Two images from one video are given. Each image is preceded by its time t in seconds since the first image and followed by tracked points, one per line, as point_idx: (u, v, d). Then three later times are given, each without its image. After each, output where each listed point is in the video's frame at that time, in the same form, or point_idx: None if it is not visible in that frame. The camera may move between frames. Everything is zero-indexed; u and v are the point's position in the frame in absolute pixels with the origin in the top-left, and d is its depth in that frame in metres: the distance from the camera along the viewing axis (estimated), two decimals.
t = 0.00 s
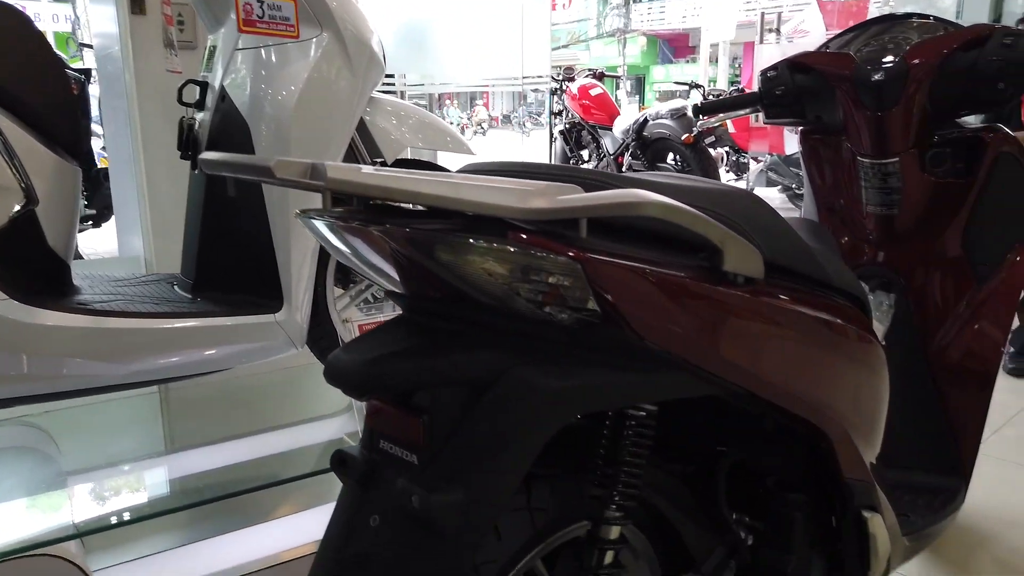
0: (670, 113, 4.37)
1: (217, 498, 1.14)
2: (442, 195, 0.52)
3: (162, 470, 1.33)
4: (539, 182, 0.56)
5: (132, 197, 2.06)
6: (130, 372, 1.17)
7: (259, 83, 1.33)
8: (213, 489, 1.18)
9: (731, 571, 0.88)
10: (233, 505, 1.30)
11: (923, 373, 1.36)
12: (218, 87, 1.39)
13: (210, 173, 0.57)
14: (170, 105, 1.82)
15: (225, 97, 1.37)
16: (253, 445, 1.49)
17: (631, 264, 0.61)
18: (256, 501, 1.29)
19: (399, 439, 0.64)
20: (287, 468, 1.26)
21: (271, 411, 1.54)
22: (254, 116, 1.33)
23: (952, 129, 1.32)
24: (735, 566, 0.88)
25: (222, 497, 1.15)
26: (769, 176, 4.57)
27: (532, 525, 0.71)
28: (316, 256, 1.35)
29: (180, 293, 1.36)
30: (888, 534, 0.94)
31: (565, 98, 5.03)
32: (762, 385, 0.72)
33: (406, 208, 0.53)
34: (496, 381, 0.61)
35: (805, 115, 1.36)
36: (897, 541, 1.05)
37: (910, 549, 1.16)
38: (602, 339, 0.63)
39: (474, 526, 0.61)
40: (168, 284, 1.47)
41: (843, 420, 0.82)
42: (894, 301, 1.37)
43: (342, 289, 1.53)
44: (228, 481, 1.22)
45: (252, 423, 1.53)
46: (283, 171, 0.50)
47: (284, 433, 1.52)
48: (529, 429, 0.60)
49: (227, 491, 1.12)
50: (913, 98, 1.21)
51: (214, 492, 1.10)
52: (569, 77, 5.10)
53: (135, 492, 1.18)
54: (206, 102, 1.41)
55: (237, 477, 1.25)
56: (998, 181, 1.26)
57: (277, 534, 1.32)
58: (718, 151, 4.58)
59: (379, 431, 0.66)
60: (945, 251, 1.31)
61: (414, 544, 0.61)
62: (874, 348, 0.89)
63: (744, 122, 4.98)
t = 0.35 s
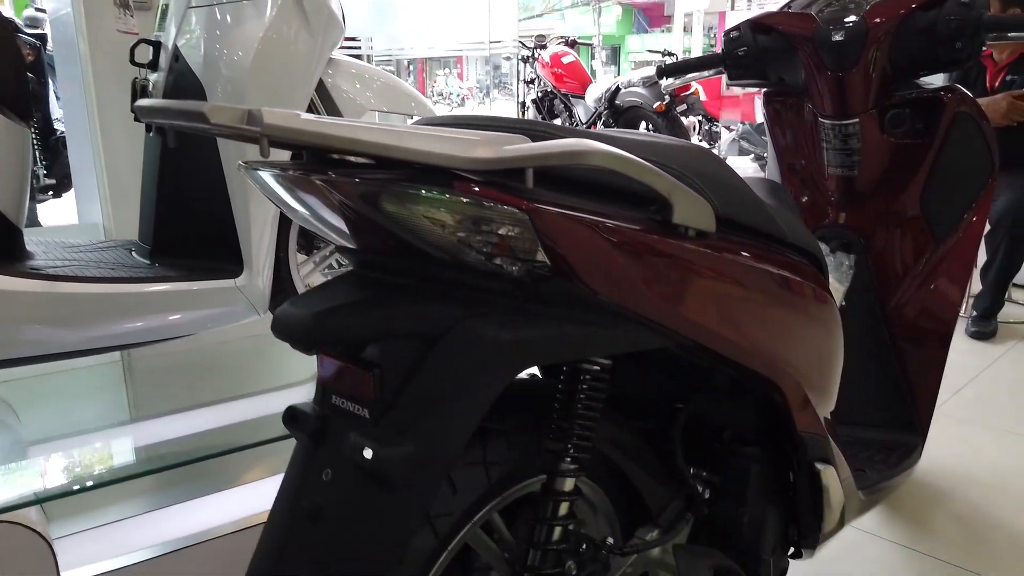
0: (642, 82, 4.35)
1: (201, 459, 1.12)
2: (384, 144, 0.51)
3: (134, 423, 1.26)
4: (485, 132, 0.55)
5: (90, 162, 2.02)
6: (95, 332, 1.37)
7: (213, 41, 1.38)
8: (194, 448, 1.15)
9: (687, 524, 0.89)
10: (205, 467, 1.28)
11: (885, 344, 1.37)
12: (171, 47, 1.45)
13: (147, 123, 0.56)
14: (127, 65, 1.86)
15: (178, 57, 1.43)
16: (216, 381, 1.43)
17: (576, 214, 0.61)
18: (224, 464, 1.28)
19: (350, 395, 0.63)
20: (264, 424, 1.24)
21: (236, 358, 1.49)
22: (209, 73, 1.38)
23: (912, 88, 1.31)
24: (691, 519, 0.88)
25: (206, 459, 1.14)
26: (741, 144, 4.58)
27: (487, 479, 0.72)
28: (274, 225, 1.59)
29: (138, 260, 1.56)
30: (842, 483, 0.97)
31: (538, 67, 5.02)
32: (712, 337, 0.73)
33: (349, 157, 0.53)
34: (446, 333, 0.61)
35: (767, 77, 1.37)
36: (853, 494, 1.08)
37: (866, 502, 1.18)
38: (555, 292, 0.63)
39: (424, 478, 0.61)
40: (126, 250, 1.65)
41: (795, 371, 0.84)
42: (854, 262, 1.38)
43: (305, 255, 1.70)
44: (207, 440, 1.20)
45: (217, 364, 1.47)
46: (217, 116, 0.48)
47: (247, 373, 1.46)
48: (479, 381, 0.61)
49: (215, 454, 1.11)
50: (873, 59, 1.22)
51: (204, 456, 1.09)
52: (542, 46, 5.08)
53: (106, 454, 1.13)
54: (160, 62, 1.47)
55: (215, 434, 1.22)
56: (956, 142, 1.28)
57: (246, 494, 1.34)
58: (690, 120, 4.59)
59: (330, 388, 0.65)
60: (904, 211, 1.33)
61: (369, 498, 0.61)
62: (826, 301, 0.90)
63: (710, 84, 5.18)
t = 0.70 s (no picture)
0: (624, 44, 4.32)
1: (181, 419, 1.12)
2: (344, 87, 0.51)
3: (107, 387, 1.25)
4: (447, 77, 0.54)
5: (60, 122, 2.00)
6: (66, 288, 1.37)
7: None
8: (173, 409, 1.15)
9: (658, 473, 0.90)
10: (182, 428, 1.28)
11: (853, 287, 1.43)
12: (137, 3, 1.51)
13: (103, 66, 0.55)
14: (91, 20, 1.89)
15: (144, 12, 1.49)
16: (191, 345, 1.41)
17: (541, 161, 0.61)
18: (201, 424, 1.29)
19: (317, 344, 0.63)
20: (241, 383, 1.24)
21: (211, 320, 1.49)
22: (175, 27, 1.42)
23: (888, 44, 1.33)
24: (662, 468, 0.90)
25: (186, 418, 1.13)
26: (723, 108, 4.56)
27: (457, 429, 0.73)
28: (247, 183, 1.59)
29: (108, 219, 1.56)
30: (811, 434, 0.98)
31: (519, 28, 4.97)
32: (680, 286, 0.73)
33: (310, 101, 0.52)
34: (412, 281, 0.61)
35: (743, 33, 1.37)
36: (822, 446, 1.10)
37: (836, 455, 1.20)
38: (522, 241, 0.63)
39: (392, 426, 0.61)
40: (96, 210, 1.64)
41: (763, 322, 0.85)
42: (827, 220, 1.42)
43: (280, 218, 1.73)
44: (185, 400, 1.19)
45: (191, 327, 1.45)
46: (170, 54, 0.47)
47: (222, 338, 1.46)
48: (447, 329, 0.61)
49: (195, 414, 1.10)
50: (846, 16, 1.25)
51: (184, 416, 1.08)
52: (524, 8, 5.02)
53: (82, 420, 1.12)
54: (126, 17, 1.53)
55: (193, 395, 1.22)
56: (928, 97, 1.31)
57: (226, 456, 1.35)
58: (672, 84, 4.57)
59: (298, 338, 0.65)
60: (878, 166, 1.36)
61: (336, 445, 0.61)
62: (796, 255, 0.92)
63: (693, 47, 5.16)
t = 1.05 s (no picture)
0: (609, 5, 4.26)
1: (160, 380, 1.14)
2: (320, 29, 0.49)
3: (87, 351, 1.27)
4: (425, 22, 0.53)
5: (33, 83, 1.96)
6: (33, 257, 1.29)
7: None
8: (151, 370, 1.16)
9: (639, 427, 0.91)
10: (162, 390, 1.28)
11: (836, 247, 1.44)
12: None
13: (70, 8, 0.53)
14: None
15: None
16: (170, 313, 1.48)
17: (518, 109, 0.61)
18: (182, 386, 1.28)
19: (295, 296, 0.63)
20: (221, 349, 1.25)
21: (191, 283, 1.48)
22: None
23: None
24: (642, 422, 0.91)
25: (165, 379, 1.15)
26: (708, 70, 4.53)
27: (439, 382, 0.72)
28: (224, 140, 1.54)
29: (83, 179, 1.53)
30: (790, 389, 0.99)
31: None
32: (660, 238, 0.73)
33: (283, 44, 0.51)
34: (390, 232, 0.60)
35: None
36: (801, 401, 1.11)
37: (816, 410, 1.22)
38: (501, 191, 0.63)
39: (371, 378, 0.61)
40: (70, 169, 1.61)
41: (742, 275, 0.86)
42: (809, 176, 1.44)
43: (260, 175, 1.65)
44: (164, 363, 1.21)
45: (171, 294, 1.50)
46: None
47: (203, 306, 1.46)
48: (424, 281, 0.60)
49: (175, 374, 1.13)
50: None
51: (164, 376, 1.10)
52: None
53: (58, 383, 1.13)
54: None
55: (172, 358, 1.24)
56: (912, 53, 1.33)
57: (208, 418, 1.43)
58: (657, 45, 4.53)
59: (274, 289, 0.65)
60: (860, 123, 1.38)
61: (316, 397, 0.61)
62: (777, 209, 0.92)
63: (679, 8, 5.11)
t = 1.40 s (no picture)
0: None
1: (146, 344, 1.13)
2: None
3: (72, 317, 1.25)
4: None
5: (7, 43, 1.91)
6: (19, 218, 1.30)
7: None
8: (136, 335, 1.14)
9: (627, 384, 0.92)
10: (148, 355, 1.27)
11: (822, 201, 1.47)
12: None
13: None
14: None
15: None
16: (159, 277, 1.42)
17: (507, 57, 0.60)
18: (170, 350, 1.28)
19: (284, 252, 0.62)
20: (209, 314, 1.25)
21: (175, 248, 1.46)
22: None
23: None
24: (631, 379, 0.92)
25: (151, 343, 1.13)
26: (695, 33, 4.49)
27: (428, 339, 0.72)
28: (205, 103, 1.53)
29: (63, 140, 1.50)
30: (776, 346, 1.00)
31: None
32: (649, 193, 0.73)
33: None
34: (378, 185, 0.60)
35: None
36: (787, 359, 1.12)
37: (802, 367, 1.23)
38: (490, 144, 0.63)
39: (360, 332, 0.61)
40: (49, 131, 1.58)
41: (730, 231, 0.86)
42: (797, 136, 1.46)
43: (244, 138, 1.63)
44: (149, 328, 1.19)
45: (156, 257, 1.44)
46: None
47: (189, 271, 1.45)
48: (413, 234, 0.60)
49: (161, 338, 1.11)
50: None
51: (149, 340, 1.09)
52: None
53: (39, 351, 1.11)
54: None
55: (158, 322, 1.22)
56: (899, 11, 1.35)
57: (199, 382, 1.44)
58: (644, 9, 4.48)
59: (261, 245, 0.64)
60: (849, 81, 1.39)
61: (307, 351, 0.61)
62: (767, 167, 0.92)
63: None
